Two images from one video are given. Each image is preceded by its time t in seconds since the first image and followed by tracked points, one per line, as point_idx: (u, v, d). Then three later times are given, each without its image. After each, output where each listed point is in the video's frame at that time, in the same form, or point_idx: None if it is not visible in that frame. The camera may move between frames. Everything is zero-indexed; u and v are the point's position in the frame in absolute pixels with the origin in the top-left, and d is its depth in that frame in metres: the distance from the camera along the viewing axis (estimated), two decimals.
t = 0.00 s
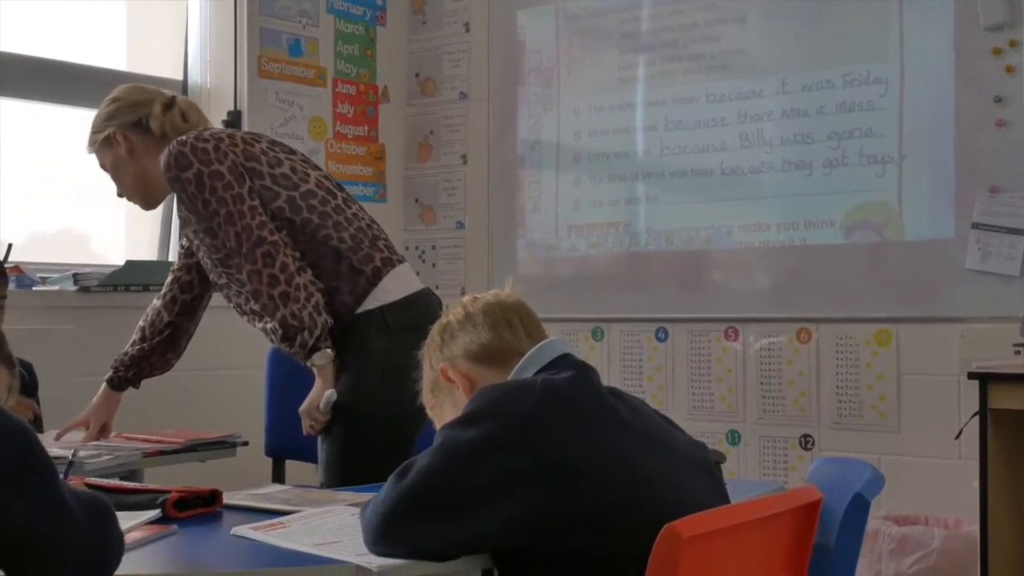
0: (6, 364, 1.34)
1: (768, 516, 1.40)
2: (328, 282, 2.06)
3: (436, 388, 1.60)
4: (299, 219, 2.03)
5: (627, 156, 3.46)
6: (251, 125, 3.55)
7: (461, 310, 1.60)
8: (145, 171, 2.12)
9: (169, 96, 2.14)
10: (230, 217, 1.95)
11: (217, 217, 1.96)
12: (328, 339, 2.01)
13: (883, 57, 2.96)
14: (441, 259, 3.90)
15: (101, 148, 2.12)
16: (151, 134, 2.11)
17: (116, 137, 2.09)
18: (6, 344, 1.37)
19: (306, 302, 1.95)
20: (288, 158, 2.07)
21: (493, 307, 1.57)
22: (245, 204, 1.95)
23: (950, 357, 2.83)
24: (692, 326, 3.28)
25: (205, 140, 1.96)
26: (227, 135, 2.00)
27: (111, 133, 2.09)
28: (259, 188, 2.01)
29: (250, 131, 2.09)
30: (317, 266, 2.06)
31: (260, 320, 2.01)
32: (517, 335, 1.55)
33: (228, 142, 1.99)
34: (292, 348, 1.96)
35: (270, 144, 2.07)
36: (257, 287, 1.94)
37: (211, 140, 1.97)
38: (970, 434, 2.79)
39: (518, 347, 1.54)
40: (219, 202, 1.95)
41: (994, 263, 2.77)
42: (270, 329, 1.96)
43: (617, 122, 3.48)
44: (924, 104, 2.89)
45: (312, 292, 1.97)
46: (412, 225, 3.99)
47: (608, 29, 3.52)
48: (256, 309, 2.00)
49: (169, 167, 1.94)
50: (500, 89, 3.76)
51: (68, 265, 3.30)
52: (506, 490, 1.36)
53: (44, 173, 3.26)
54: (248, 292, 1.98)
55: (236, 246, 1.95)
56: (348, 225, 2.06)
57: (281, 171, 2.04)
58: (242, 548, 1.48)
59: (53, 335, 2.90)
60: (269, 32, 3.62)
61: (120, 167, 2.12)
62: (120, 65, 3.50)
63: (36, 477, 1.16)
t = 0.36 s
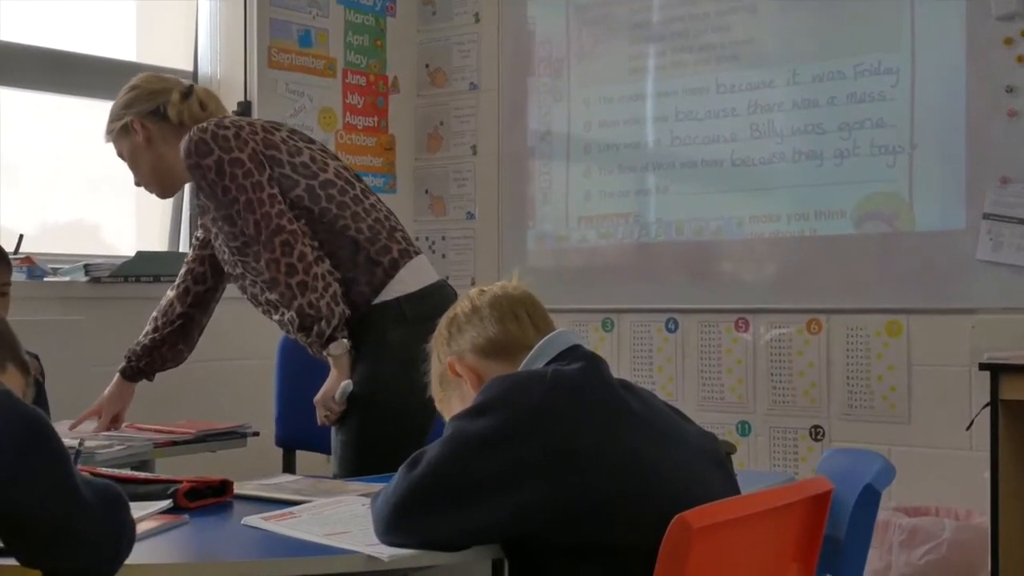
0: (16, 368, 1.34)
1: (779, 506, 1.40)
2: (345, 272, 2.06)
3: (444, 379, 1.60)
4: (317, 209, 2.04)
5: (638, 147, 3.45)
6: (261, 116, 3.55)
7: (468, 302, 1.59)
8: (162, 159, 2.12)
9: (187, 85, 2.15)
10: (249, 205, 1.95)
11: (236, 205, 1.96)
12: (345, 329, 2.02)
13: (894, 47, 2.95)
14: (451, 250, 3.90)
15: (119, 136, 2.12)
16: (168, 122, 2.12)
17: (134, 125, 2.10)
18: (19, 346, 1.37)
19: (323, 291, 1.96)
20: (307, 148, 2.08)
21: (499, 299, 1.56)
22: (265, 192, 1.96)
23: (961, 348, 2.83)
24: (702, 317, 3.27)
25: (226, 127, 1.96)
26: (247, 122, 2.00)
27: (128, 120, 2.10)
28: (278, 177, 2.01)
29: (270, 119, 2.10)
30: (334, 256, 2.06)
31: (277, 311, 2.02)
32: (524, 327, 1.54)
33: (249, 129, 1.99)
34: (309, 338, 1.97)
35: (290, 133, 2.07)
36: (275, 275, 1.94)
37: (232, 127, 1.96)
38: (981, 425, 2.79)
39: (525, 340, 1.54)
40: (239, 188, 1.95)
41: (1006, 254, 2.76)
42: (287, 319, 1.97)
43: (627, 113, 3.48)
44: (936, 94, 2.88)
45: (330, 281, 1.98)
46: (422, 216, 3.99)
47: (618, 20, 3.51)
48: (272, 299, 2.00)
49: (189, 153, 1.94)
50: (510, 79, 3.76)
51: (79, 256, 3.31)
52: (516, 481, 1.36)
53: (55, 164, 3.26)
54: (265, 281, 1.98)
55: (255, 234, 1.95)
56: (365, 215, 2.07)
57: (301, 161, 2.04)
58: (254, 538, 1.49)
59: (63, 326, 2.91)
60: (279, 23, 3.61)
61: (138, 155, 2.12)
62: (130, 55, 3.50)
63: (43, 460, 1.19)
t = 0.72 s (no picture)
0: (29, 361, 1.35)
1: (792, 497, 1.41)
2: (355, 263, 2.07)
3: (452, 376, 1.60)
4: (328, 199, 2.04)
5: (649, 137, 3.45)
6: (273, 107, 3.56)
7: (468, 299, 1.58)
8: (171, 147, 2.12)
9: (197, 72, 2.15)
10: (261, 194, 1.96)
11: (248, 193, 1.97)
12: (355, 320, 2.03)
13: (906, 37, 2.94)
14: (462, 241, 3.90)
15: (129, 123, 2.11)
16: (178, 109, 2.11)
17: (144, 112, 2.10)
18: (33, 341, 1.39)
19: (334, 281, 1.97)
20: (319, 137, 2.08)
21: (498, 294, 1.55)
22: (276, 182, 1.96)
23: (973, 340, 2.82)
24: (713, 308, 3.27)
25: (238, 116, 1.97)
26: (259, 112, 2.01)
27: (138, 108, 2.09)
28: (289, 167, 2.02)
29: (282, 108, 2.10)
30: (344, 246, 2.07)
31: (289, 300, 2.03)
32: (526, 322, 1.53)
33: (261, 119, 1.99)
34: (319, 328, 1.97)
35: (301, 122, 2.07)
36: (285, 265, 1.95)
37: (244, 116, 1.97)
38: (993, 417, 2.78)
39: (529, 335, 1.53)
40: (251, 177, 1.96)
41: (1018, 244, 2.76)
42: (298, 308, 1.98)
43: (638, 104, 3.47)
44: (948, 84, 2.87)
45: (340, 272, 1.99)
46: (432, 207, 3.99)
47: (629, 10, 3.50)
48: (284, 288, 2.01)
49: (201, 142, 1.94)
50: (521, 70, 3.75)
51: (91, 247, 3.32)
52: (527, 470, 1.36)
53: (67, 155, 3.27)
54: (277, 270, 1.99)
55: (267, 223, 1.96)
56: (375, 206, 2.07)
57: (312, 150, 2.04)
58: (265, 528, 1.49)
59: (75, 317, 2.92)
60: (290, 14, 3.62)
61: (147, 143, 2.12)
62: (141, 47, 3.51)
63: (56, 449, 1.20)
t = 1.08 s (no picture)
0: (42, 339, 1.39)
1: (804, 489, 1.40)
2: (363, 253, 2.07)
3: (459, 374, 1.60)
4: (336, 189, 2.04)
5: (660, 128, 3.45)
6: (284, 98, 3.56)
7: (468, 297, 1.56)
8: (181, 137, 2.12)
9: (206, 62, 2.15)
10: (269, 185, 1.95)
11: (257, 184, 1.97)
12: (362, 311, 2.01)
13: (919, 27, 2.92)
14: (473, 232, 3.91)
15: (139, 114, 2.12)
16: (187, 100, 2.11)
17: (153, 103, 2.10)
18: (49, 315, 1.42)
19: (342, 272, 1.97)
20: (327, 127, 2.07)
21: (498, 291, 1.54)
22: (285, 172, 1.96)
23: (986, 331, 2.81)
24: (725, 300, 3.26)
25: (246, 106, 1.96)
26: (267, 102, 2.00)
27: (148, 98, 2.10)
28: (298, 157, 2.01)
29: (290, 98, 2.09)
30: (353, 236, 2.07)
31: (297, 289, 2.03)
32: (530, 317, 1.52)
33: (269, 109, 1.99)
34: (327, 318, 1.97)
35: (310, 112, 2.07)
36: (294, 256, 1.95)
37: (252, 107, 1.97)
38: (1006, 408, 2.77)
39: (534, 329, 1.52)
40: (259, 168, 1.95)
41: None
42: (306, 298, 1.98)
43: (649, 95, 3.47)
44: (961, 74, 2.85)
45: (348, 262, 1.99)
46: (443, 198, 3.99)
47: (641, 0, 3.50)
48: (292, 278, 2.01)
49: (210, 133, 1.94)
50: (532, 60, 3.75)
51: (104, 238, 3.33)
52: (540, 461, 1.37)
53: (80, 146, 3.28)
54: (285, 260, 1.99)
55: (275, 213, 1.96)
56: (384, 196, 2.07)
57: (321, 141, 2.04)
58: (278, 517, 1.49)
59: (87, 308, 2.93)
60: (301, 5, 3.62)
61: (157, 133, 2.13)
62: (153, 38, 3.52)
63: (68, 436, 1.23)
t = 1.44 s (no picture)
0: (55, 323, 1.41)
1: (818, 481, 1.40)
2: (378, 245, 2.07)
3: (463, 346, 1.56)
4: (351, 180, 2.04)
5: (673, 119, 3.44)
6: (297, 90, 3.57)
7: (492, 270, 1.53)
8: (196, 130, 2.13)
9: (219, 54, 2.15)
10: (285, 176, 1.96)
11: (272, 175, 1.97)
12: (378, 302, 2.02)
13: (933, 18, 2.91)
14: (486, 223, 3.90)
15: (153, 108, 2.13)
16: (202, 92, 2.12)
17: (168, 95, 2.10)
18: (63, 299, 1.43)
19: (357, 264, 1.97)
20: (342, 118, 2.07)
21: (526, 270, 1.52)
22: (300, 164, 1.96)
23: (1001, 322, 2.80)
24: (738, 291, 3.26)
25: (261, 98, 1.96)
26: (282, 93, 2.00)
27: (162, 91, 2.10)
28: (313, 148, 2.01)
29: (305, 89, 2.09)
30: (368, 227, 2.07)
31: (311, 280, 2.04)
32: (555, 301, 1.51)
33: (284, 101, 1.99)
34: (342, 310, 1.98)
35: (325, 103, 2.07)
36: (309, 247, 1.95)
37: (267, 98, 1.96)
38: (1020, 400, 2.77)
39: (556, 315, 1.51)
40: (274, 159, 1.95)
41: None
42: (321, 289, 1.99)
43: (663, 86, 3.46)
44: (976, 65, 2.84)
45: (363, 254, 1.99)
46: (456, 189, 3.99)
47: None
48: (307, 269, 2.02)
49: (225, 124, 1.94)
50: (545, 51, 3.74)
51: (117, 230, 3.34)
52: (553, 453, 1.37)
53: (94, 138, 3.29)
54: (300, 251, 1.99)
55: (290, 205, 1.96)
56: (399, 187, 2.06)
57: (336, 132, 2.03)
58: (292, 508, 1.50)
59: (100, 300, 2.94)
60: None
61: (172, 126, 2.13)
62: (166, 29, 3.52)
63: (83, 428, 1.24)
